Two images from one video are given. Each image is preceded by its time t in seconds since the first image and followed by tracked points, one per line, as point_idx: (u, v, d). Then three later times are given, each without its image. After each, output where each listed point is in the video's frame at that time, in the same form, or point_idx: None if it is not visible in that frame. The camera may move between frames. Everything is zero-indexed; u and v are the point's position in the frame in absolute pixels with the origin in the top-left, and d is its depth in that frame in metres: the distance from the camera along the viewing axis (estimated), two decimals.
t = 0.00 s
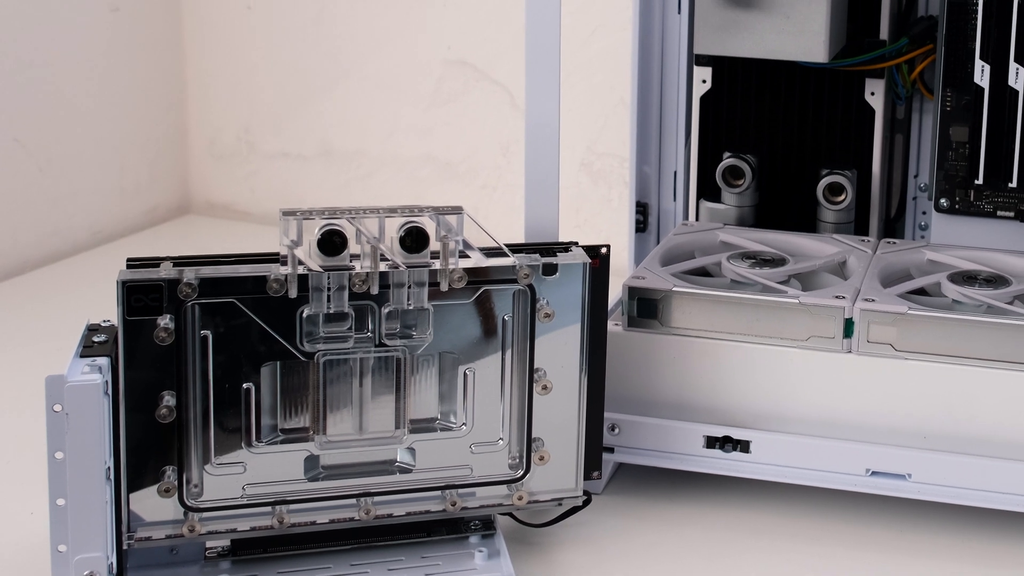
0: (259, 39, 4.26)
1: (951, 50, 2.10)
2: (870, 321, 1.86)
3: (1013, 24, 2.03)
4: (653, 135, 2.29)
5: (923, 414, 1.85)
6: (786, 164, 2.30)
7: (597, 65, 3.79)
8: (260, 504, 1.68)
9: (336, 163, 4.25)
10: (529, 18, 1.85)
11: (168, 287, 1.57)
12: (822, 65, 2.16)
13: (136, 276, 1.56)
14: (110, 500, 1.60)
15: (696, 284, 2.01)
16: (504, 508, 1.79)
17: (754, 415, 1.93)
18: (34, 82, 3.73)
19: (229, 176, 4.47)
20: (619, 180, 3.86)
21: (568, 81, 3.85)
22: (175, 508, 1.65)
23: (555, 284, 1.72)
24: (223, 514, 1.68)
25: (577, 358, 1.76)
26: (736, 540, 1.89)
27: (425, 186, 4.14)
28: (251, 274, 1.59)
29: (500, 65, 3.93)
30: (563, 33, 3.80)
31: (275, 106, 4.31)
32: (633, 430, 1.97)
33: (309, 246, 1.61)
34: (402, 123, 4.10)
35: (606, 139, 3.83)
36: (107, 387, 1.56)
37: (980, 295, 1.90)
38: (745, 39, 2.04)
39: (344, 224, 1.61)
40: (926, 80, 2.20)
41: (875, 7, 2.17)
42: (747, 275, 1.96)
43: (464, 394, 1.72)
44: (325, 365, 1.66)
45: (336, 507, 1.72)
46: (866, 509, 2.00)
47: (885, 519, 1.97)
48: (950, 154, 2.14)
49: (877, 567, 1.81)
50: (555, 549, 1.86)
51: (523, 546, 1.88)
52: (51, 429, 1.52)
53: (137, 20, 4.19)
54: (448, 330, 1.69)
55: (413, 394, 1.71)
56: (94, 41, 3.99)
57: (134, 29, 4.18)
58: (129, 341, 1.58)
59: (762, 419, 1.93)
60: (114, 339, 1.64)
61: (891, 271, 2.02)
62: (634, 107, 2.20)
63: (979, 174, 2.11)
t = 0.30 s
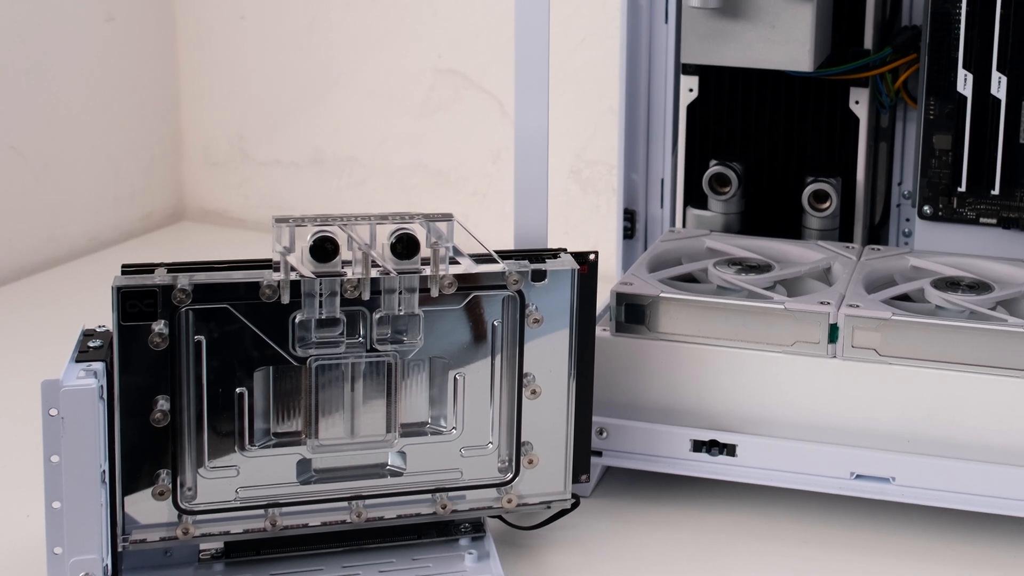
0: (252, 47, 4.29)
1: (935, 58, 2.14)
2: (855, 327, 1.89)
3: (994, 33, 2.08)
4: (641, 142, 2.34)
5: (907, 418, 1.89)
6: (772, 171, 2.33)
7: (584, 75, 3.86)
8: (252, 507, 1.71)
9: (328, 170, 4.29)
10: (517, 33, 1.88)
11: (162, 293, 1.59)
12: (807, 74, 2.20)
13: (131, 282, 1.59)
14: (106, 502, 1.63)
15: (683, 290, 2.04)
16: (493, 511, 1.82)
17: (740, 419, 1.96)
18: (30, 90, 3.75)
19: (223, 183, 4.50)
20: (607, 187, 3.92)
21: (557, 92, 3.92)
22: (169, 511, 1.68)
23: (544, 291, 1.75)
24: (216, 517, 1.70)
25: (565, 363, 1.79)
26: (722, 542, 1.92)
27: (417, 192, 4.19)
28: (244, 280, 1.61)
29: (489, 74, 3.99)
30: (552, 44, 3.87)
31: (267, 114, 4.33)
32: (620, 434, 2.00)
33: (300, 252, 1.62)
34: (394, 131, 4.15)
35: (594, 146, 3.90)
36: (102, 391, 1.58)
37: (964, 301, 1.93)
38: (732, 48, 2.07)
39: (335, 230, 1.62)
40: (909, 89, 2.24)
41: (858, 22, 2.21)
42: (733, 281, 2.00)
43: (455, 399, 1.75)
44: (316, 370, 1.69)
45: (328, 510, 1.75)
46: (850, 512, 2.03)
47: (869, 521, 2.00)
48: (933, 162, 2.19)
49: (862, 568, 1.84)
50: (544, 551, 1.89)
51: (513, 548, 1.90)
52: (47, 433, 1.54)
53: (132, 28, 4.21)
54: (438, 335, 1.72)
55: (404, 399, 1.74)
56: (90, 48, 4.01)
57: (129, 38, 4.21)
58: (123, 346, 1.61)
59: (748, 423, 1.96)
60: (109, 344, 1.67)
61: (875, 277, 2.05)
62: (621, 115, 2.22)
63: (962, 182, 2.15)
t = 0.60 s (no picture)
0: (245, 56, 4.32)
1: (919, 68, 2.19)
2: (839, 332, 1.93)
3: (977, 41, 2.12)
4: (629, 150, 2.39)
5: (890, 421, 1.92)
6: (757, 177, 2.36)
7: (574, 83, 3.93)
8: (247, 509, 1.74)
9: (321, 178, 4.32)
10: (507, 47, 1.91)
11: (157, 299, 1.62)
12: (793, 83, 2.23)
13: (127, 287, 1.61)
14: (102, 505, 1.65)
15: (670, 296, 2.07)
16: (484, 513, 1.85)
17: (727, 422, 1.99)
18: (27, 99, 3.78)
19: (218, 190, 4.52)
20: (596, 196, 3.99)
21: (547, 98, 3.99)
22: (164, 513, 1.71)
23: (533, 296, 1.78)
24: (211, 519, 1.73)
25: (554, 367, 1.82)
26: (709, 544, 1.95)
27: (409, 200, 4.23)
28: (238, 286, 1.64)
29: (479, 83, 4.03)
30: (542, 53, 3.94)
31: (260, 122, 4.36)
32: (608, 437, 2.03)
33: (294, 259, 1.66)
34: (385, 139, 4.19)
35: (583, 154, 3.97)
36: (98, 395, 1.61)
37: (946, 307, 1.97)
38: (717, 57, 2.11)
39: (328, 237, 1.66)
40: (894, 98, 2.28)
41: (843, 31, 2.25)
42: (719, 287, 2.03)
43: (445, 403, 1.78)
44: (309, 374, 1.71)
45: (320, 513, 1.78)
46: (835, 514, 2.06)
47: (854, 524, 2.03)
48: (916, 170, 2.24)
49: (847, 569, 1.88)
50: (534, 553, 1.92)
51: (502, 549, 1.93)
52: (44, 436, 1.57)
53: (127, 37, 4.24)
54: (428, 340, 1.75)
55: (395, 403, 1.77)
56: (87, 56, 4.04)
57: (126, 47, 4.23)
58: (120, 350, 1.64)
59: (735, 427, 1.99)
60: (105, 349, 1.69)
61: (859, 283, 2.09)
62: (609, 123, 2.30)
63: (945, 190, 2.21)
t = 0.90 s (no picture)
0: (240, 66, 4.35)
1: (902, 77, 2.25)
2: (824, 337, 1.96)
3: (960, 50, 2.17)
4: (617, 156, 2.43)
5: (874, 425, 1.96)
6: (745, 183, 2.42)
7: (562, 91, 4.02)
8: (241, 511, 1.76)
9: (314, 185, 4.36)
10: (498, 62, 1.95)
11: (153, 304, 1.65)
12: (778, 91, 2.28)
13: (123, 293, 1.65)
14: (99, 507, 1.68)
15: (658, 301, 2.11)
16: (474, 515, 1.88)
17: (714, 426, 2.03)
18: (25, 106, 3.80)
19: (212, 197, 4.54)
20: (584, 202, 4.06)
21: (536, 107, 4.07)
22: (160, 515, 1.74)
23: (523, 301, 1.81)
24: (206, 521, 1.76)
25: (543, 372, 1.85)
26: (696, 546, 1.98)
27: (401, 207, 4.27)
28: (232, 292, 1.67)
29: (470, 93, 4.09)
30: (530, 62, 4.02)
31: (255, 131, 4.39)
32: (597, 440, 2.07)
33: (288, 265, 1.70)
34: (378, 147, 4.23)
35: (572, 162, 4.04)
36: (95, 399, 1.64)
37: (929, 312, 2.01)
38: (704, 66, 2.14)
39: (321, 243, 1.69)
40: (877, 107, 2.33)
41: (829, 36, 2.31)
42: (705, 292, 2.07)
43: (436, 407, 1.81)
44: (303, 379, 1.74)
45: (313, 514, 1.81)
46: (820, 516, 2.10)
47: (838, 525, 2.07)
48: (899, 177, 2.28)
49: (832, 570, 1.91)
50: (524, 554, 1.95)
51: (492, 550, 1.97)
52: (42, 440, 1.60)
53: (124, 46, 4.27)
54: (420, 344, 1.78)
55: (387, 407, 1.80)
56: (85, 64, 4.06)
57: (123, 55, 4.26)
58: (116, 355, 1.66)
59: (721, 430, 2.03)
60: (102, 354, 1.72)
61: (844, 288, 2.13)
62: (598, 132, 2.36)
63: (928, 197, 2.25)
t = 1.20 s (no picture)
0: (235, 75, 4.38)
1: (886, 86, 2.30)
2: (809, 341, 2.00)
3: (942, 59, 2.23)
4: (606, 163, 2.47)
5: (857, 428, 1.99)
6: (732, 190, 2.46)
7: (553, 100, 4.11)
8: (236, 513, 1.79)
9: (308, 193, 4.39)
10: (488, 76, 1.98)
11: (149, 309, 1.68)
12: (764, 101, 2.33)
13: (120, 298, 1.68)
14: (96, 509, 1.71)
15: (645, 306, 2.15)
16: (465, 517, 1.91)
17: (701, 429, 2.07)
18: (22, 113, 3.83)
19: (208, 205, 4.57)
20: (574, 210, 4.10)
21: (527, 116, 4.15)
22: (156, 517, 1.77)
23: (513, 306, 1.84)
24: (201, 523, 1.79)
25: (533, 376, 1.88)
26: (683, 547, 2.01)
27: (393, 214, 4.31)
28: (228, 297, 1.70)
29: (461, 101, 4.15)
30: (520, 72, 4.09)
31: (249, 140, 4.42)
32: (586, 443, 2.10)
33: (282, 271, 1.72)
34: (370, 156, 4.26)
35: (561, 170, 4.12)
36: (92, 403, 1.67)
37: (912, 317, 2.05)
38: (692, 77, 2.18)
39: (315, 250, 1.73)
40: (861, 115, 2.39)
41: (813, 49, 2.35)
42: (693, 298, 2.11)
43: (428, 410, 1.85)
44: (297, 383, 1.78)
45: (307, 516, 1.83)
46: (806, 518, 2.14)
47: (824, 527, 2.10)
48: (883, 185, 2.35)
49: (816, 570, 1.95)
50: (513, 556, 1.98)
51: (483, 551, 2.00)
52: (40, 443, 1.63)
53: (121, 54, 4.29)
54: (412, 349, 1.81)
55: (379, 411, 1.83)
56: (82, 72, 4.09)
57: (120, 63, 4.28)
58: (113, 359, 1.69)
59: (708, 433, 2.06)
60: (100, 358, 1.75)
61: (828, 294, 2.17)
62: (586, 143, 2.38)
63: (911, 204, 2.32)
